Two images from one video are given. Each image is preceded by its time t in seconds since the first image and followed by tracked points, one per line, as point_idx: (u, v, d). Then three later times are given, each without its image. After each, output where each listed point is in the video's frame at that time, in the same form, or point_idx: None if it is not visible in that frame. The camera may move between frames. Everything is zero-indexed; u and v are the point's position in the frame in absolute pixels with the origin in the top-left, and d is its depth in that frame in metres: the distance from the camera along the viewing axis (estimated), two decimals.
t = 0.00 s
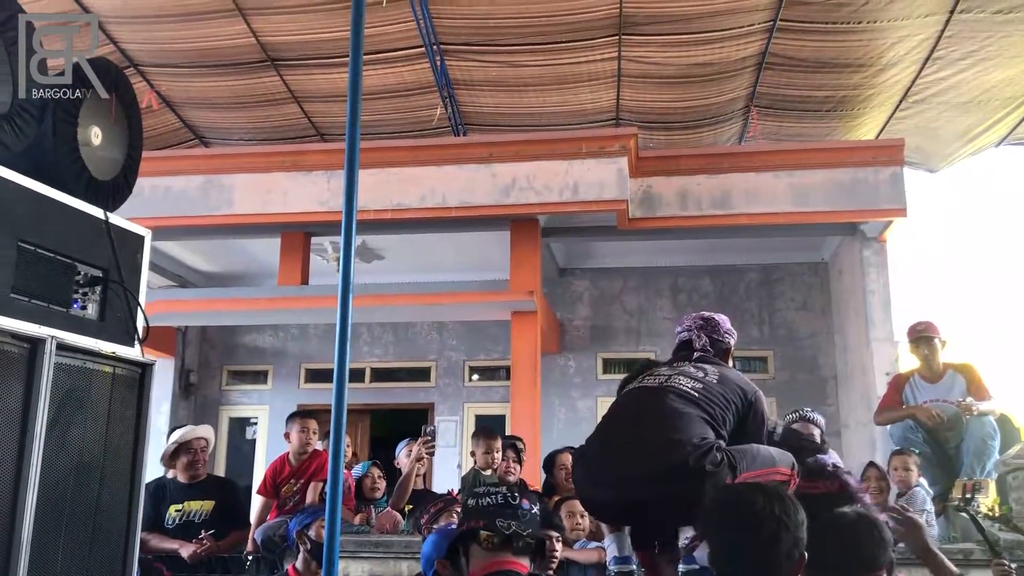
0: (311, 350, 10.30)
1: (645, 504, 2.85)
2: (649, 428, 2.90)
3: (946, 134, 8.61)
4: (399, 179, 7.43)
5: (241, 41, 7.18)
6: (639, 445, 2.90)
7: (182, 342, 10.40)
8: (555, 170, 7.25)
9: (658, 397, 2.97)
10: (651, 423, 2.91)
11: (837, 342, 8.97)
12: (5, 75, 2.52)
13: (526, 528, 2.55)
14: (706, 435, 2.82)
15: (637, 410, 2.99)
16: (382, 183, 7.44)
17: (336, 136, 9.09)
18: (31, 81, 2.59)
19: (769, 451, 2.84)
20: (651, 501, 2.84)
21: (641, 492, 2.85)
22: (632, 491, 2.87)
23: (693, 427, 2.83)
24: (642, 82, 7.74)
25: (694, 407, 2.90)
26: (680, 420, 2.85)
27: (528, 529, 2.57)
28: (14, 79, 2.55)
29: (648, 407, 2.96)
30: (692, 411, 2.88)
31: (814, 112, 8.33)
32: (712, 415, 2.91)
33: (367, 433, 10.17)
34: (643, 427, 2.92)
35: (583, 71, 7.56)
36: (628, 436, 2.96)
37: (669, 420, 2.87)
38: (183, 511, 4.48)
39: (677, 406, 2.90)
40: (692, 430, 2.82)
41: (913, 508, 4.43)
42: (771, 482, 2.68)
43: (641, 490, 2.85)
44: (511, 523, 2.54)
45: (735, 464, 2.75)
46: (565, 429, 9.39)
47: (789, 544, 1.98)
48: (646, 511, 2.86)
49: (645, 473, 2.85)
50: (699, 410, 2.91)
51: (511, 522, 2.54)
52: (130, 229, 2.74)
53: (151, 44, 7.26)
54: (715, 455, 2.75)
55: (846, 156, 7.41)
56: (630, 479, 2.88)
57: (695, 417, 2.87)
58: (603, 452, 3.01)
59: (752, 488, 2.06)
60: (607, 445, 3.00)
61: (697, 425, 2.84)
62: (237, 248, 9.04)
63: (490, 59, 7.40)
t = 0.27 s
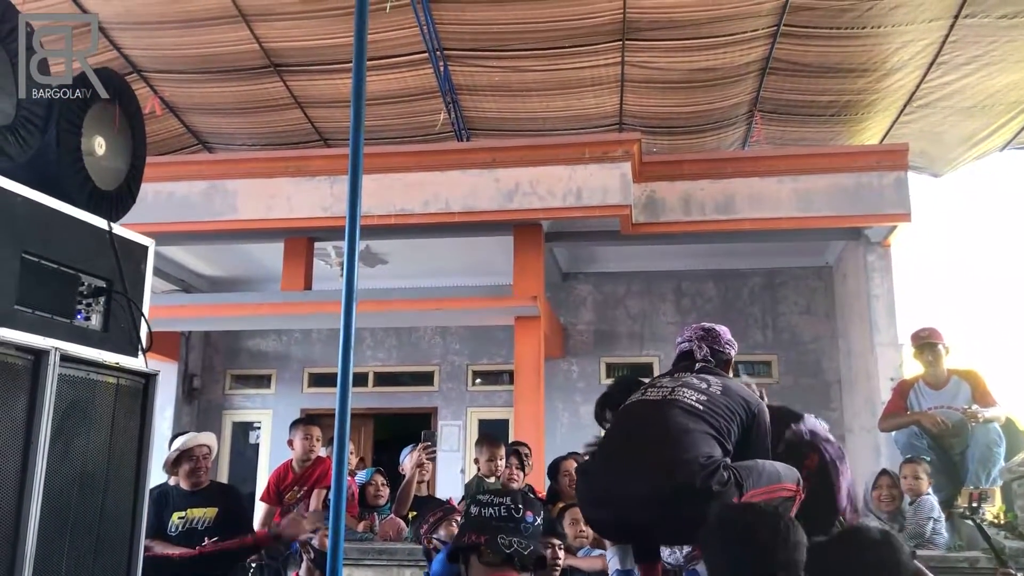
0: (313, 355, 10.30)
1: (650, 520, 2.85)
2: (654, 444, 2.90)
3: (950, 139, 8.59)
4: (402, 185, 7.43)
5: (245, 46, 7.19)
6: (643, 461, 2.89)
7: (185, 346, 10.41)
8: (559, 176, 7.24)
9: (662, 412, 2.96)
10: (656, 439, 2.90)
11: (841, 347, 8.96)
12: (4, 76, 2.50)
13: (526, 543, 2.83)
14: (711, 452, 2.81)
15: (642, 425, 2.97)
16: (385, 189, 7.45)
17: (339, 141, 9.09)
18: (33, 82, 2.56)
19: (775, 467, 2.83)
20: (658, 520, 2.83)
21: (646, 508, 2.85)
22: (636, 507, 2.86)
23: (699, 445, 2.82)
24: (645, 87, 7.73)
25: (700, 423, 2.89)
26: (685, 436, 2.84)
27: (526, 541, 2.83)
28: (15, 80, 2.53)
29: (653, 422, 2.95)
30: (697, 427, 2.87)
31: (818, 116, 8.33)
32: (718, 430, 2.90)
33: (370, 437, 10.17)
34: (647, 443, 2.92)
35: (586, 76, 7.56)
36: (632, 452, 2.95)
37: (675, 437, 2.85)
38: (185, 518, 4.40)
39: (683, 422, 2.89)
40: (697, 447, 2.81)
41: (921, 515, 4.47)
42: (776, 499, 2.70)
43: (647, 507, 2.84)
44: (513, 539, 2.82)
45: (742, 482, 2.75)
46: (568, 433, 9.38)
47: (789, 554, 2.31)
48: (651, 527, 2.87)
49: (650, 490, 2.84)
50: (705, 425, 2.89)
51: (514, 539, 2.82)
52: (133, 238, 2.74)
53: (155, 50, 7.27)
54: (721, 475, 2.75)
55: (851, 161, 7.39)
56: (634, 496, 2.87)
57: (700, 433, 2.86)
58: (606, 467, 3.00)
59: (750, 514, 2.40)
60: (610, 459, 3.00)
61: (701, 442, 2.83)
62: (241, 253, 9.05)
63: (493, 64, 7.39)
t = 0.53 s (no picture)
0: (311, 357, 10.29)
1: (641, 538, 2.72)
2: (643, 459, 2.76)
3: (948, 142, 8.59)
4: (399, 187, 7.42)
5: (241, 49, 7.18)
6: (632, 478, 2.75)
7: (182, 348, 10.40)
8: (556, 179, 7.24)
9: (651, 425, 2.82)
10: (645, 454, 2.76)
11: (839, 349, 8.95)
12: (6, 77, 2.50)
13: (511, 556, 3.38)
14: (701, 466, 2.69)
15: (630, 439, 2.84)
16: (382, 191, 7.44)
17: (336, 143, 9.08)
18: (33, 82, 2.58)
19: (767, 470, 2.74)
20: (652, 539, 2.71)
21: (636, 527, 2.71)
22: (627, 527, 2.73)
23: (690, 460, 2.70)
24: (643, 90, 7.73)
25: (690, 435, 2.76)
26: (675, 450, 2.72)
27: (512, 553, 3.39)
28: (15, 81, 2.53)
29: (642, 435, 2.81)
30: (687, 441, 2.75)
31: (816, 119, 8.33)
32: (708, 441, 2.78)
33: (368, 439, 10.16)
34: (636, 459, 2.78)
35: (583, 79, 7.55)
36: (621, 467, 2.80)
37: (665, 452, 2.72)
38: (181, 523, 4.33)
39: (673, 436, 2.76)
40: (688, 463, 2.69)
41: (920, 518, 4.47)
42: (771, 506, 2.64)
43: (637, 526, 2.71)
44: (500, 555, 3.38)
45: (735, 496, 2.64)
46: (565, 436, 9.37)
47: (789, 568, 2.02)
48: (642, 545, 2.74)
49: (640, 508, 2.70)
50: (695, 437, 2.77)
51: (501, 553, 3.38)
52: (127, 244, 2.73)
53: (152, 52, 7.26)
54: (714, 491, 2.64)
55: (848, 164, 7.38)
56: (624, 515, 2.73)
57: (691, 447, 2.73)
58: (594, 483, 2.86)
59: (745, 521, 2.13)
60: (598, 475, 2.85)
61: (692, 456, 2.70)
62: (238, 255, 9.04)
63: (491, 67, 7.39)
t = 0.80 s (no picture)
0: (302, 354, 10.26)
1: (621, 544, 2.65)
2: (621, 463, 2.71)
3: (939, 141, 8.61)
4: (390, 184, 7.40)
5: (232, 45, 7.15)
6: (610, 482, 2.69)
7: (173, 345, 10.35)
8: (548, 176, 7.23)
9: (629, 427, 2.77)
10: (623, 458, 2.71)
11: (831, 348, 8.97)
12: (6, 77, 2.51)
13: (489, 558, 2.95)
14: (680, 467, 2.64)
15: (608, 441, 2.78)
16: (373, 188, 7.42)
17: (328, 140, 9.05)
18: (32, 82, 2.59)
19: (747, 465, 2.68)
20: (632, 546, 2.64)
21: (616, 533, 2.65)
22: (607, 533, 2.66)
23: (668, 461, 2.65)
24: (634, 88, 7.72)
25: (668, 435, 2.71)
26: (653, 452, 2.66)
27: (488, 554, 2.96)
28: (15, 81, 2.55)
29: (620, 438, 2.76)
30: (665, 441, 2.69)
31: (808, 118, 8.33)
32: (686, 440, 2.73)
33: (359, 437, 10.14)
34: (614, 463, 2.72)
35: (575, 77, 7.54)
36: (599, 471, 2.75)
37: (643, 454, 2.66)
38: (169, 520, 4.33)
39: (650, 437, 2.70)
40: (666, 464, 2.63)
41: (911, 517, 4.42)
42: (751, 501, 2.60)
43: (617, 531, 2.64)
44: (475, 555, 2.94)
45: (715, 497, 2.59)
46: (556, 434, 9.36)
47: (774, 573, 1.99)
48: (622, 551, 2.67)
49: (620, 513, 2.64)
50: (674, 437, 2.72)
51: (475, 555, 2.94)
52: (112, 239, 2.71)
53: (141, 48, 7.22)
54: (694, 494, 2.58)
55: (840, 163, 7.39)
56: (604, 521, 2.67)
57: (669, 448, 2.68)
58: (573, 488, 2.79)
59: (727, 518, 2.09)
60: (576, 480, 2.79)
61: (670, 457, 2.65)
62: (229, 252, 9.00)
63: (482, 64, 7.37)
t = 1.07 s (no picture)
0: (291, 350, 10.24)
1: (606, 534, 2.66)
2: (605, 453, 2.71)
3: (927, 139, 8.66)
4: (380, 180, 7.39)
5: (221, 39, 7.12)
6: (595, 472, 2.70)
7: (161, 341, 10.31)
8: (537, 172, 7.23)
9: (612, 416, 2.77)
10: (607, 447, 2.71)
11: (819, 346, 9.01)
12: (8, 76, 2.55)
13: (465, 550, 2.73)
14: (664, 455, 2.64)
15: (592, 432, 2.79)
16: (362, 183, 7.40)
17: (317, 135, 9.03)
18: (32, 82, 2.62)
19: (728, 455, 2.73)
20: (617, 535, 2.65)
21: (601, 522, 2.65)
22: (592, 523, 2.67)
23: (651, 450, 2.65)
24: (624, 84, 7.73)
25: (651, 424, 2.71)
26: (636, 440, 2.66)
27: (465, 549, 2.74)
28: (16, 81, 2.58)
29: (603, 427, 2.76)
30: (648, 430, 2.69)
31: (796, 116, 8.37)
32: (670, 428, 2.74)
33: (348, 433, 10.13)
34: (598, 453, 2.72)
35: (565, 73, 7.55)
36: (583, 461, 2.75)
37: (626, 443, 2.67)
38: (156, 514, 4.33)
39: (634, 426, 2.70)
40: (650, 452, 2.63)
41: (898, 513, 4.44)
42: (731, 490, 2.67)
43: (601, 521, 2.65)
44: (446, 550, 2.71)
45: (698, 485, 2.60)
46: (545, 430, 9.37)
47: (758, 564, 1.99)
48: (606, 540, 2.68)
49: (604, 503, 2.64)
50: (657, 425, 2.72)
51: (448, 549, 2.71)
52: (98, 230, 2.70)
53: (130, 41, 7.19)
54: (677, 483, 2.59)
55: (828, 161, 7.42)
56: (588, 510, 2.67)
57: (652, 436, 2.68)
58: (556, 479, 2.79)
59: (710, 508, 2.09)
60: (560, 471, 2.79)
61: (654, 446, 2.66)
62: (218, 247, 8.98)
63: (472, 59, 7.37)
